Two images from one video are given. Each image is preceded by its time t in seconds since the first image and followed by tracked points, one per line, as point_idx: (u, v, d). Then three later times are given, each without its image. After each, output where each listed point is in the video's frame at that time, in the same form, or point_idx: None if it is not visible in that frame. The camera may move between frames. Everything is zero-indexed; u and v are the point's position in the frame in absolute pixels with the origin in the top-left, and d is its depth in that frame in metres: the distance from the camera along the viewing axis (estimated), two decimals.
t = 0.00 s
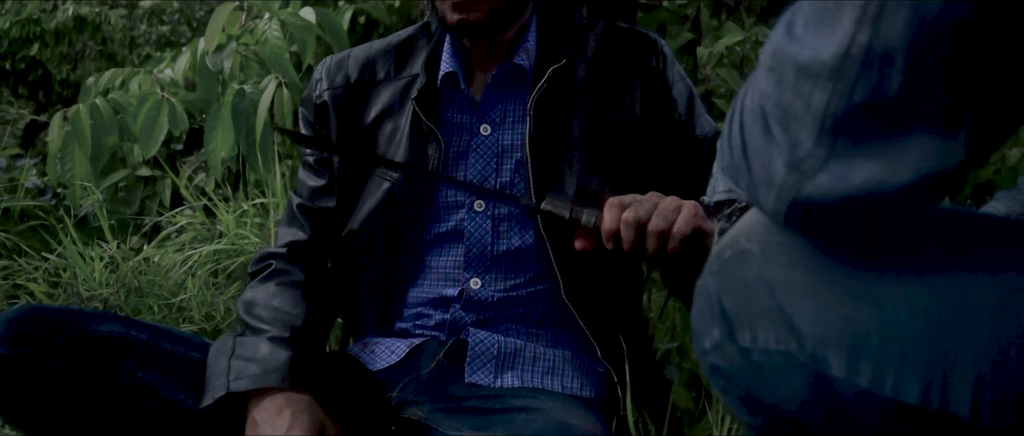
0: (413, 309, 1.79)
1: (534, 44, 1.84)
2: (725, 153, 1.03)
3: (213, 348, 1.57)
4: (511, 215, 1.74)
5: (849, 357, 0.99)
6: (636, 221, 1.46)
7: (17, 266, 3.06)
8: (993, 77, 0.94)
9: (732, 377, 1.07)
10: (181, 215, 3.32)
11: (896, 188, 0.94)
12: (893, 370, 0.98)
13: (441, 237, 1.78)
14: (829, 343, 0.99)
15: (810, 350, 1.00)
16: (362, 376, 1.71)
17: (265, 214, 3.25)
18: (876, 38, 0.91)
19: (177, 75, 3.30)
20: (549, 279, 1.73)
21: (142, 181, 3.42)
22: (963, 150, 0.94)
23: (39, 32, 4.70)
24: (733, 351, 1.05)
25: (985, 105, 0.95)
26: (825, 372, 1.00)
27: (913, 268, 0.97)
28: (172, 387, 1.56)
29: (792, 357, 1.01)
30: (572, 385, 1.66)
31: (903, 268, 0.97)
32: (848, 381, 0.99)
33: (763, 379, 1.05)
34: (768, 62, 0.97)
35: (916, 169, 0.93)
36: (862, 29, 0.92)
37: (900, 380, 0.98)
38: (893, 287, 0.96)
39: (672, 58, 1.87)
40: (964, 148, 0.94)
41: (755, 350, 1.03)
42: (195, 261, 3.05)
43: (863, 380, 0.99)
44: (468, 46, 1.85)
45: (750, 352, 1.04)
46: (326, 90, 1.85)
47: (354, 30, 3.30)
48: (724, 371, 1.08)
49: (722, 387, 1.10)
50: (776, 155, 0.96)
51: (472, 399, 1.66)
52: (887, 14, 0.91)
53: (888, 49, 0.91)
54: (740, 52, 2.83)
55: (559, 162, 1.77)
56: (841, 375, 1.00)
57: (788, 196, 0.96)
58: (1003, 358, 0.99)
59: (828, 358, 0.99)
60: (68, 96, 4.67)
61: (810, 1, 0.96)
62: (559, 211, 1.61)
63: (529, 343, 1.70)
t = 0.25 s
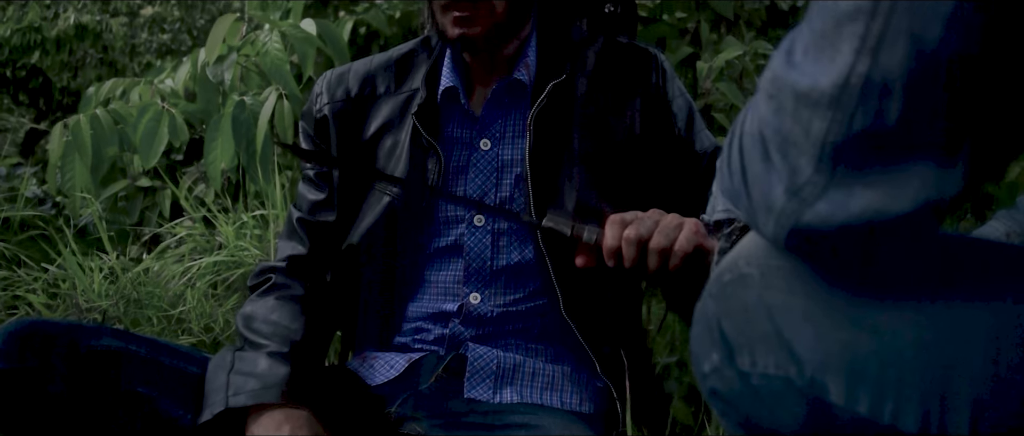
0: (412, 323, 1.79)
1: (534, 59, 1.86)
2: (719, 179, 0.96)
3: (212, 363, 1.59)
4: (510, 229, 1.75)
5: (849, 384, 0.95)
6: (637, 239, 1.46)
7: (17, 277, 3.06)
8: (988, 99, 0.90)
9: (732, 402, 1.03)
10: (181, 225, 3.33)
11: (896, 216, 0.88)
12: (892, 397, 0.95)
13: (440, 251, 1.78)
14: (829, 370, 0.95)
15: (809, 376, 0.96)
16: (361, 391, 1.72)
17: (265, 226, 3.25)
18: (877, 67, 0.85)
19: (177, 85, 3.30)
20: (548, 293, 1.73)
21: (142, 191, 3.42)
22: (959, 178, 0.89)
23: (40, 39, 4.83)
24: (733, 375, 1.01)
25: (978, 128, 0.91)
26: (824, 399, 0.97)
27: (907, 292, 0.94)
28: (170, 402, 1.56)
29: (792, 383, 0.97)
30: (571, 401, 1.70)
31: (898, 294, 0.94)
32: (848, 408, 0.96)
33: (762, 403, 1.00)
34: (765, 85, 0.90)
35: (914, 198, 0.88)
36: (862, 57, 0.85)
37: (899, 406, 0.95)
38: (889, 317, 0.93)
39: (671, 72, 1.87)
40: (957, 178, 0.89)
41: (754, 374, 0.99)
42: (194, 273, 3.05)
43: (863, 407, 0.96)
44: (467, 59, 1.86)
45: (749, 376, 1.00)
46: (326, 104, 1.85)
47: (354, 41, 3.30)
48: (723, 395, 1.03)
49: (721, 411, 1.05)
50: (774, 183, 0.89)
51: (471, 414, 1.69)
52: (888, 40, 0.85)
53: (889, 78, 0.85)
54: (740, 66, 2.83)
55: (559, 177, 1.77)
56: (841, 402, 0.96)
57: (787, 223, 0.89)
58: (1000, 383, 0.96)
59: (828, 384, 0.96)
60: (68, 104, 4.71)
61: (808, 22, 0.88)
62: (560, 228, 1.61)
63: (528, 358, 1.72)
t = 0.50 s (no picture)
0: (411, 337, 1.79)
1: (534, 75, 1.87)
2: (721, 198, 0.96)
3: (212, 376, 1.58)
4: (510, 245, 1.76)
5: (848, 410, 0.94)
6: (638, 256, 1.46)
7: (16, 288, 3.06)
8: (989, 126, 0.90)
9: (732, 427, 1.01)
10: (180, 236, 3.33)
11: (896, 243, 0.88)
12: (892, 424, 0.93)
13: (439, 266, 1.79)
14: (829, 395, 0.94)
15: (810, 400, 0.95)
16: (361, 406, 1.73)
17: (264, 237, 3.25)
18: (877, 96, 0.84)
19: (178, 95, 3.30)
20: (548, 308, 1.74)
21: (141, 201, 3.43)
22: (959, 209, 0.89)
23: (41, 46, 4.88)
24: (733, 398, 0.99)
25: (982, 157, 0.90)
26: (824, 425, 0.95)
27: (908, 322, 0.93)
28: (170, 417, 1.56)
29: (792, 408, 0.96)
30: (570, 416, 1.69)
31: (900, 322, 0.93)
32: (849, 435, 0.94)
33: (762, 428, 0.98)
34: (767, 109, 0.90)
35: (914, 225, 0.87)
36: (862, 86, 0.85)
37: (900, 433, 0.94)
38: (891, 342, 0.92)
39: (672, 90, 1.87)
40: (958, 206, 0.89)
41: (754, 398, 0.98)
42: (194, 284, 3.05)
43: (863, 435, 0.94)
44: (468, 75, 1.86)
45: (749, 401, 0.98)
46: (327, 118, 1.85)
47: (354, 52, 3.29)
48: (723, 419, 1.01)
49: None
50: (775, 208, 0.88)
51: (469, 429, 1.68)
52: (888, 70, 0.84)
53: (888, 108, 0.84)
54: (739, 80, 2.84)
55: (559, 193, 1.77)
56: (841, 428, 0.94)
57: (787, 250, 0.89)
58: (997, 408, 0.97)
59: (828, 410, 0.94)
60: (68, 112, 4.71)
61: (809, 48, 0.88)
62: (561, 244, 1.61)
63: (527, 373, 1.72)
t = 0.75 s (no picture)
0: (410, 351, 1.79)
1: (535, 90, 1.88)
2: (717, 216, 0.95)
3: (211, 389, 1.63)
4: (510, 260, 1.76)
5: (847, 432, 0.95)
6: (638, 271, 1.47)
7: (15, 298, 3.06)
8: (985, 148, 0.89)
9: None
10: (180, 246, 3.33)
11: (895, 271, 0.88)
12: None
13: (439, 281, 1.79)
14: (827, 416, 0.95)
15: (808, 423, 0.95)
16: (359, 419, 1.73)
17: (263, 248, 3.25)
18: (877, 125, 0.84)
19: (178, 105, 3.30)
20: (547, 323, 1.74)
21: (142, 211, 3.43)
22: (959, 236, 0.89)
23: (43, 54, 5.01)
24: (732, 421, 0.99)
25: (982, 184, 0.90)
26: None
27: (899, 346, 0.93)
28: (171, 430, 1.57)
29: (791, 430, 0.96)
30: (569, 432, 1.70)
31: (892, 347, 0.93)
32: None
33: None
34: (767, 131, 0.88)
35: (914, 252, 0.87)
36: (863, 114, 0.84)
37: None
38: (881, 367, 0.93)
39: (672, 104, 1.87)
40: (958, 234, 0.89)
41: (754, 421, 0.98)
42: (193, 295, 3.05)
43: None
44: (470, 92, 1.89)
45: (749, 423, 0.98)
46: (328, 131, 1.86)
47: (354, 63, 3.30)
48: None
49: None
50: (774, 233, 0.88)
51: None
52: (889, 99, 0.83)
53: (888, 137, 0.84)
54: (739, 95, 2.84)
55: (559, 208, 1.78)
56: None
57: (788, 274, 0.89)
58: (1002, 415, 0.96)
59: (825, 431, 0.95)
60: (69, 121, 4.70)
61: (808, 72, 0.87)
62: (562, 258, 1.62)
63: (526, 388, 1.73)
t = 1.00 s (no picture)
0: (409, 365, 1.80)
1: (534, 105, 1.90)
2: (718, 241, 0.94)
3: (209, 404, 1.62)
4: (510, 275, 1.77)
5: None
6: (638, 288, 1.47)
7: (14, 307, 3.06)
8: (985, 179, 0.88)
9: None
10: (180, 256, 3.33)
11: (893, 301, 0.88)
12: None
13: (439, 296, 1.80)
14: None
15: None
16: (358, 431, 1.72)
17: (263, 259, 3.25)
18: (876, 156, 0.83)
19: (178, 115, 3.29)
20: (547, 339, 1.75)
21: (141, 221, 3.43)
22: (959, 266, 0.89)
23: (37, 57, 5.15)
24: None
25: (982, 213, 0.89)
26: None
27: (896, 373, 0.93)
28: None
29: None
30: None
31: (890, 374, 0.93)
32: None
33: None
34: (767, 158, 0.87)
35: (913, 282, 0.87)
36: (862, 145, 0.82)
37: None
38: (878, 395, 0.92)
39: (671, 119, 1.88)
40: (958, 266, 0.89)
41: None
42: (191, 306, 3.04)
43: None
44: (475, 115, 1.92)
45: None
46: (328, 146, 1.87)
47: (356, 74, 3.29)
48: None
49: None
50: (772, 261, 0.87)
51: None
52: (888, 130, 0.82)
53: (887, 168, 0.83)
54: (739, 109, 2.84)
55: (559, 224, 1.78)
56: None
57: (786, 304, 0.88)
58: (1002, 414, 0.94)
59: None
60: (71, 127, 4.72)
61: (807, 101, 0.86)
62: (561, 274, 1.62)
63: (525, 403, 1.72)
